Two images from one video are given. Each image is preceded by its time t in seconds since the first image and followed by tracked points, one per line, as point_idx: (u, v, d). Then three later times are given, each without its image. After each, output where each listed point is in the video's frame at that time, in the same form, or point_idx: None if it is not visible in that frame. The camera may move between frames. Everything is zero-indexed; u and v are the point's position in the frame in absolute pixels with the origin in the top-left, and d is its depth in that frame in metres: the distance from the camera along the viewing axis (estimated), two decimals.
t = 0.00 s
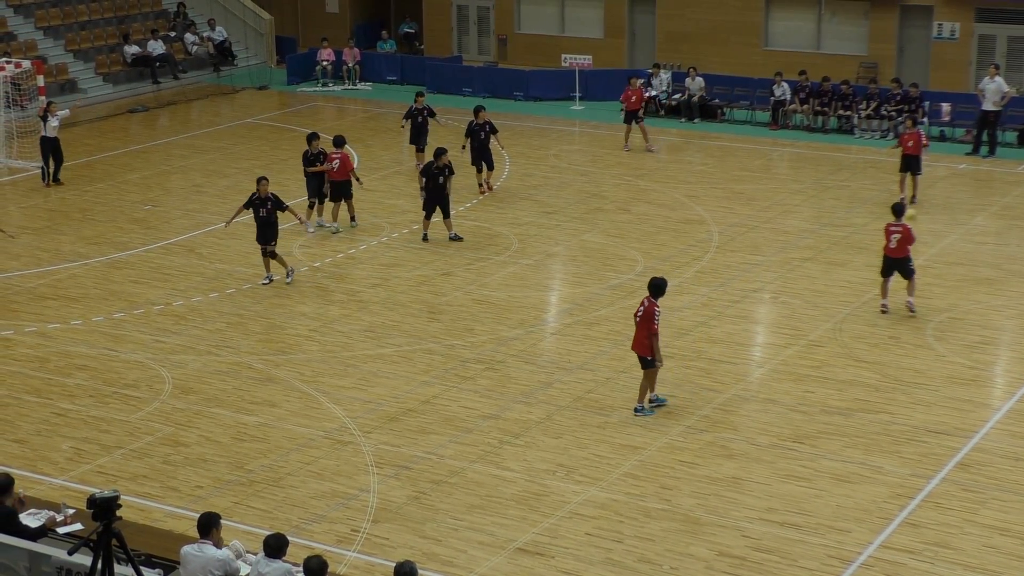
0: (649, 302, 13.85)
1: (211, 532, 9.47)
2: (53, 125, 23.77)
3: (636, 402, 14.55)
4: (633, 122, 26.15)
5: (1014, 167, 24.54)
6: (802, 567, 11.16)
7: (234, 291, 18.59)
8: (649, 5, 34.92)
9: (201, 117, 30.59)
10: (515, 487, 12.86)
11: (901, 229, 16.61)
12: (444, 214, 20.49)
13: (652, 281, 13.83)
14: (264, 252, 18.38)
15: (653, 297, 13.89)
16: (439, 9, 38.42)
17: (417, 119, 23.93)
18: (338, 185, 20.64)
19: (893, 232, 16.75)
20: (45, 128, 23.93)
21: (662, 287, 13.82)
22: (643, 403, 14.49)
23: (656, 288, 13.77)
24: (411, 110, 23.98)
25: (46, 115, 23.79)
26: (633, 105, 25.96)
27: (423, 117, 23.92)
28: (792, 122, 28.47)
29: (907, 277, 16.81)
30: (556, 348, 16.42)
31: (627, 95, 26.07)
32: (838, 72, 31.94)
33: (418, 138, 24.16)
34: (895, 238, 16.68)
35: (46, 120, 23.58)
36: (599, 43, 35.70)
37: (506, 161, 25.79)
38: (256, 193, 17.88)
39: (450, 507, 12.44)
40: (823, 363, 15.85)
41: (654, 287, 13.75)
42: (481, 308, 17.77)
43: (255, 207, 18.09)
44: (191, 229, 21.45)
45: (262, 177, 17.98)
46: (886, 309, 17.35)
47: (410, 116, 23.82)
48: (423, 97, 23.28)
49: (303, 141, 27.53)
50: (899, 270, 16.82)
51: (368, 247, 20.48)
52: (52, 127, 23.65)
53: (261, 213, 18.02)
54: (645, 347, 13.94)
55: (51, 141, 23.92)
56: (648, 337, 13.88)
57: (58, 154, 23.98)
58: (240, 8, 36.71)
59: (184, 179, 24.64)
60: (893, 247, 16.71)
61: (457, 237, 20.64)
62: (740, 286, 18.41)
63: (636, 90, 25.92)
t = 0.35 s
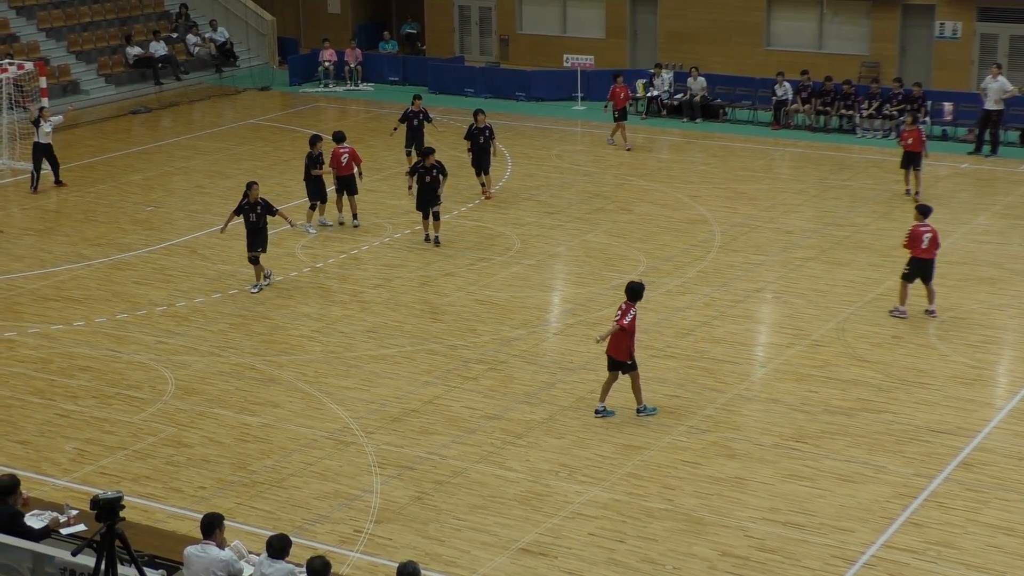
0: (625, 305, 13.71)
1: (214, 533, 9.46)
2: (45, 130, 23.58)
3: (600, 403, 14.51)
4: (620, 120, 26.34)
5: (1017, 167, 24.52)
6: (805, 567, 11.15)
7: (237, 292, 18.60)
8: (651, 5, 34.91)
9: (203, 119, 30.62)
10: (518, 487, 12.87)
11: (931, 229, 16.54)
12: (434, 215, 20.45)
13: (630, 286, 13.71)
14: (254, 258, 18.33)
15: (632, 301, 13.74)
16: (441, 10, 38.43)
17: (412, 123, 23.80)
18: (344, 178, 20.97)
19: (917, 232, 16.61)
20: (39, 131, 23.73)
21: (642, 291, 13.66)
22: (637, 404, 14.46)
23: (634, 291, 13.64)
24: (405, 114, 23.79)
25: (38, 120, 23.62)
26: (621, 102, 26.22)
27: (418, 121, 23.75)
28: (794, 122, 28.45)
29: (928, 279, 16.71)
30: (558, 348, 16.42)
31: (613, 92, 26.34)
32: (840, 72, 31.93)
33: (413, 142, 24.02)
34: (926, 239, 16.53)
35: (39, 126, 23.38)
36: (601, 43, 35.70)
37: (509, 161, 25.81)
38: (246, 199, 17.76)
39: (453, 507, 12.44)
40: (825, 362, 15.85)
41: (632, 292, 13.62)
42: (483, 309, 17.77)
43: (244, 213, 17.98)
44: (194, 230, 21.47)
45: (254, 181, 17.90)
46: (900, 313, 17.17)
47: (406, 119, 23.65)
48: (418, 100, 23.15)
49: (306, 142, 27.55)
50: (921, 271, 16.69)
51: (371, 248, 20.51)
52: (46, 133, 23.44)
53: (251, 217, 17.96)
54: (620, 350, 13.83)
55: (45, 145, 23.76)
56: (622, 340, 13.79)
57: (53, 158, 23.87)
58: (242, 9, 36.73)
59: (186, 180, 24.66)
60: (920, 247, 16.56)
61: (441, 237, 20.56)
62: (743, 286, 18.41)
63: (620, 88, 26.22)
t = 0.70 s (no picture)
0: (603, 309, 13.62)
1: (217, 534, 9.47)
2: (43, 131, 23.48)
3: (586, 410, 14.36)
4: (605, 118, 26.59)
5: (1019, 166, 24.51)
6: (808, 568, 11.15)
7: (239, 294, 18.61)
8: (652, 5, 34.92)
9: (206, 120, 30.65)
10: (520, 488, 12.87)
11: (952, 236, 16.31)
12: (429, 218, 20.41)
13: (602, 286, 13.62)
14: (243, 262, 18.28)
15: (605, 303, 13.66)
16: (442, 10, 38.44)
17: (403, 126, 23.72)
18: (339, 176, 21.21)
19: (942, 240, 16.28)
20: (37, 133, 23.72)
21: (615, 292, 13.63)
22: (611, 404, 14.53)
23: (607, 291, 13.55)
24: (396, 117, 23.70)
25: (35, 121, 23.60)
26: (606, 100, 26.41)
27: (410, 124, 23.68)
28: (796, 122, 28.43)
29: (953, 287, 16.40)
30: (560, 348, 16.43)
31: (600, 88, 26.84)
32: (842, 72, 31.94)
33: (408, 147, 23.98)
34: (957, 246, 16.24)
35: (37, 129, 23.36)
36: (602, 44, 35.70)
37: (511, 162, 25.83)
38: (233, 205, 17.64)
39: (455, 508, 12.45)
40: (827, 362, 15.84)
41: (606, 291, 13.54)
42: (485, 310, 17.77)
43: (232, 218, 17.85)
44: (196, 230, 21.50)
45: (241, 186, 17.74)
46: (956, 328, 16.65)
47: (399, 121, 23.62)
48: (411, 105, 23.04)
49: (308, 143, 27.56)
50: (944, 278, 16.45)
51: (373, 248, 20.55)
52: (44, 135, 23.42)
53: (238, 223, 17.85)
54: (600, 353, 13.80)
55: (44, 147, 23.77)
56: (604, 343, 13.77)
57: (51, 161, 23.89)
58: (244, 10, 36.74)
59: (188, 181, 24.68)
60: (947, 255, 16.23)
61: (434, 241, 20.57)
62: (745, 286, 18.40)
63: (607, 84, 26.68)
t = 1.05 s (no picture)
0: (591, 310, 13.62)
1: (218, 534, 9.47)
2: (36, 136, 23.28)
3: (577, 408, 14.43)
4: (587, 115, 27.01)
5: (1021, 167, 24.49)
6: (809, 569, 11.14)
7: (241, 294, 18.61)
8: (654, 6, 34.93)
9: (207, 120, 30.67)
10: (521, 488, 12.87)
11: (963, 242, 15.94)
12: (426, 225, 20.20)
13: (585, 288, 13.67)
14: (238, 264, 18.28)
15: (588, 306, 13.68)
16: (444, 11, 38.45)
17: (398, 129, 23.63)
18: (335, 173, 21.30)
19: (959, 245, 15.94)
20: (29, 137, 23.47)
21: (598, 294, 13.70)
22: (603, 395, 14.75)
23: (590, 293, 13.62)
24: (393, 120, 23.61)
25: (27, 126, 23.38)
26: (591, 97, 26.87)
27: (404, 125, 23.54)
28: (798, 123, 28.41)
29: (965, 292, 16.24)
30: (561, 349, 16.42)
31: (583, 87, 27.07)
32: (843, 73, 31.92)
33: (400, 150, 23.80)
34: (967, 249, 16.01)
35: (28, 133, 23.12)
36: (604, 45, 35.71)
37: (512, 162, 25.83)
38: (230, 210, 17.56)
39: (456, 509, 12.45)
40: (828, 364, 15.83)
41: (588, 294, 13.60)
42: (486, 310, 17.77)
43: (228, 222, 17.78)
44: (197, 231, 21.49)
45: (238, 190, 17.63)
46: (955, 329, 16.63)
47: (393, 125, 23.48)
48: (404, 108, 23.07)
49: (309, 143, 27.57)
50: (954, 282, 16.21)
51: (374, 249, 20.55)
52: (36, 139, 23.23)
53: (235, 226, 17.77)
54: (588, 354, 13.74)
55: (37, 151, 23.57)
56: (593, 345, 13.73)
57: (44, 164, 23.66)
58: (245, 10, 36.76)
59: (190, 181, 24.69)
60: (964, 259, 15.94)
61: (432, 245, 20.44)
62: (747, 287, 18.39)
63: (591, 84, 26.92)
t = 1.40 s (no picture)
0: (579, 307, 13.58)
1: (221, 533, 9.48)
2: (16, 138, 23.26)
3: (553, 400, 14.67)
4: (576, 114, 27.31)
5: None
6: (811, 570, 11.14)
7: (244, 294, 18.61)
8: (657, 7, 34.94)
9: (210, 120, 30.69)
10: (524, 489, 12.87)
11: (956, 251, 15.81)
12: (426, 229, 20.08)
13: (568, 288, 13.55)
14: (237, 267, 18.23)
15: (574, 304, 13.61)
16: (448, 12, 38.48)
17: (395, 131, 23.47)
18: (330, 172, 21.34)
19: (953, 252, 15.83)
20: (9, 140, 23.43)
21: (577, 288, 13.62)
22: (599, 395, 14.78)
23: (573, 292, 13.53)
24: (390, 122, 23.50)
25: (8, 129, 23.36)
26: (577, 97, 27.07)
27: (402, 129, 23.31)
28: (801, 124, 28.38)
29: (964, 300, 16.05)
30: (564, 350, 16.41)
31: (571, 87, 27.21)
32: (847, 74, 31.89)
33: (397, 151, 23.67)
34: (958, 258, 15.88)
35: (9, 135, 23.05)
36: (607, 45, 35.71)
37: (515, 163, 25.83)
38: (229, 211, 17.57)
39: (458, 509, 12.45)
40: (831, 365, 15.81)
41: (572, 293, 13.51)
42: (489, 310, 17.77)
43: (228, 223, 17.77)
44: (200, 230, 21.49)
45: (237, 192, 17.65)
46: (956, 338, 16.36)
47: (390, 126, 23.27)
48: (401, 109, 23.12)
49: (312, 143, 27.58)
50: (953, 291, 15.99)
51: (377, 249, 20.55)
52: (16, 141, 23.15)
53: (235, 229, 17.78)
54: (586, 347, 13.79)
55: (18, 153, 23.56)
56: (589, 336, 13.79)
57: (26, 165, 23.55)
58: (249, 10, 36.77)
59: (193, 181, 24.71)
60: (960, 267, 15.79)
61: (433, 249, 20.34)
62: (750, 288, 18.37)
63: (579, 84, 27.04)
